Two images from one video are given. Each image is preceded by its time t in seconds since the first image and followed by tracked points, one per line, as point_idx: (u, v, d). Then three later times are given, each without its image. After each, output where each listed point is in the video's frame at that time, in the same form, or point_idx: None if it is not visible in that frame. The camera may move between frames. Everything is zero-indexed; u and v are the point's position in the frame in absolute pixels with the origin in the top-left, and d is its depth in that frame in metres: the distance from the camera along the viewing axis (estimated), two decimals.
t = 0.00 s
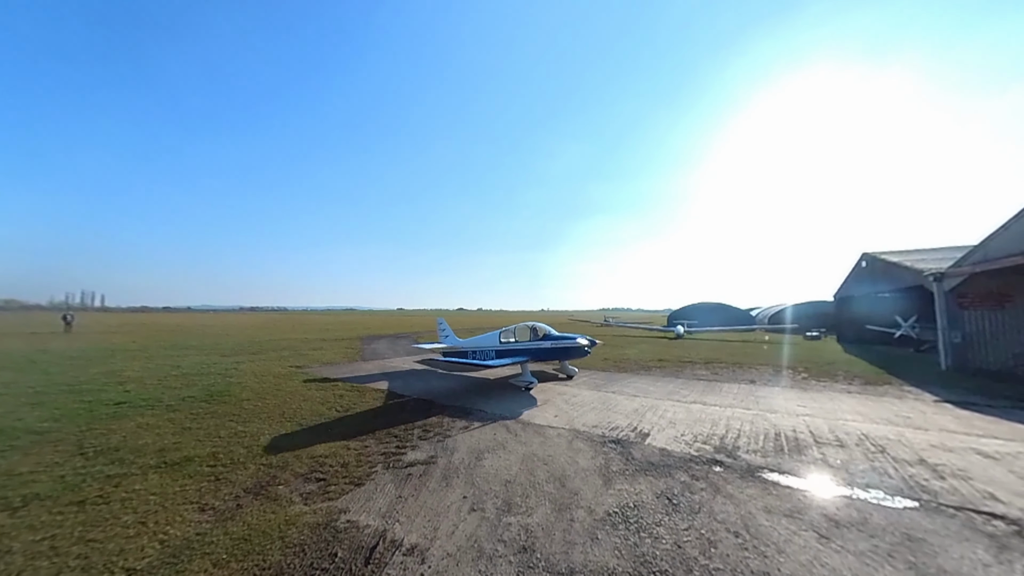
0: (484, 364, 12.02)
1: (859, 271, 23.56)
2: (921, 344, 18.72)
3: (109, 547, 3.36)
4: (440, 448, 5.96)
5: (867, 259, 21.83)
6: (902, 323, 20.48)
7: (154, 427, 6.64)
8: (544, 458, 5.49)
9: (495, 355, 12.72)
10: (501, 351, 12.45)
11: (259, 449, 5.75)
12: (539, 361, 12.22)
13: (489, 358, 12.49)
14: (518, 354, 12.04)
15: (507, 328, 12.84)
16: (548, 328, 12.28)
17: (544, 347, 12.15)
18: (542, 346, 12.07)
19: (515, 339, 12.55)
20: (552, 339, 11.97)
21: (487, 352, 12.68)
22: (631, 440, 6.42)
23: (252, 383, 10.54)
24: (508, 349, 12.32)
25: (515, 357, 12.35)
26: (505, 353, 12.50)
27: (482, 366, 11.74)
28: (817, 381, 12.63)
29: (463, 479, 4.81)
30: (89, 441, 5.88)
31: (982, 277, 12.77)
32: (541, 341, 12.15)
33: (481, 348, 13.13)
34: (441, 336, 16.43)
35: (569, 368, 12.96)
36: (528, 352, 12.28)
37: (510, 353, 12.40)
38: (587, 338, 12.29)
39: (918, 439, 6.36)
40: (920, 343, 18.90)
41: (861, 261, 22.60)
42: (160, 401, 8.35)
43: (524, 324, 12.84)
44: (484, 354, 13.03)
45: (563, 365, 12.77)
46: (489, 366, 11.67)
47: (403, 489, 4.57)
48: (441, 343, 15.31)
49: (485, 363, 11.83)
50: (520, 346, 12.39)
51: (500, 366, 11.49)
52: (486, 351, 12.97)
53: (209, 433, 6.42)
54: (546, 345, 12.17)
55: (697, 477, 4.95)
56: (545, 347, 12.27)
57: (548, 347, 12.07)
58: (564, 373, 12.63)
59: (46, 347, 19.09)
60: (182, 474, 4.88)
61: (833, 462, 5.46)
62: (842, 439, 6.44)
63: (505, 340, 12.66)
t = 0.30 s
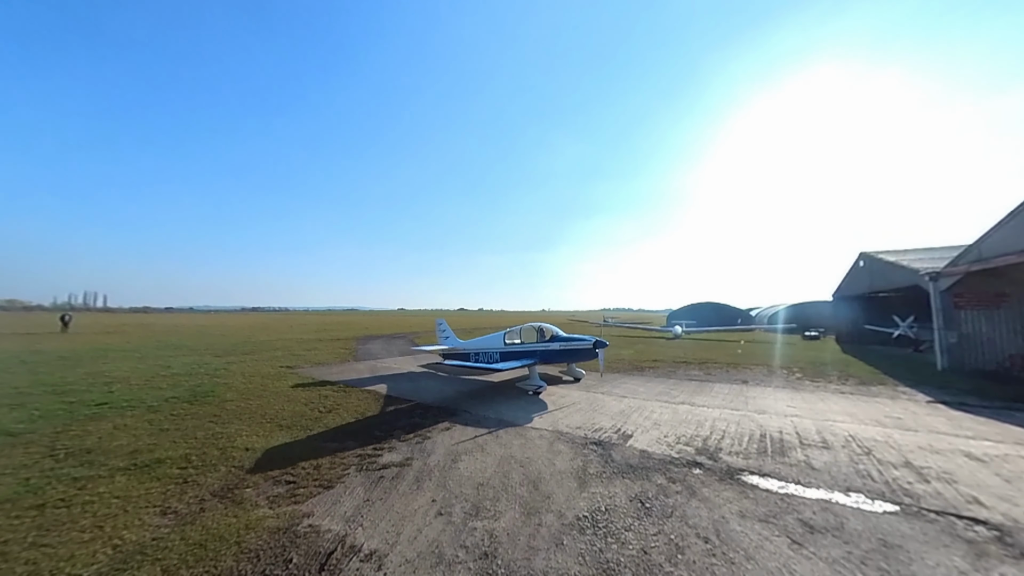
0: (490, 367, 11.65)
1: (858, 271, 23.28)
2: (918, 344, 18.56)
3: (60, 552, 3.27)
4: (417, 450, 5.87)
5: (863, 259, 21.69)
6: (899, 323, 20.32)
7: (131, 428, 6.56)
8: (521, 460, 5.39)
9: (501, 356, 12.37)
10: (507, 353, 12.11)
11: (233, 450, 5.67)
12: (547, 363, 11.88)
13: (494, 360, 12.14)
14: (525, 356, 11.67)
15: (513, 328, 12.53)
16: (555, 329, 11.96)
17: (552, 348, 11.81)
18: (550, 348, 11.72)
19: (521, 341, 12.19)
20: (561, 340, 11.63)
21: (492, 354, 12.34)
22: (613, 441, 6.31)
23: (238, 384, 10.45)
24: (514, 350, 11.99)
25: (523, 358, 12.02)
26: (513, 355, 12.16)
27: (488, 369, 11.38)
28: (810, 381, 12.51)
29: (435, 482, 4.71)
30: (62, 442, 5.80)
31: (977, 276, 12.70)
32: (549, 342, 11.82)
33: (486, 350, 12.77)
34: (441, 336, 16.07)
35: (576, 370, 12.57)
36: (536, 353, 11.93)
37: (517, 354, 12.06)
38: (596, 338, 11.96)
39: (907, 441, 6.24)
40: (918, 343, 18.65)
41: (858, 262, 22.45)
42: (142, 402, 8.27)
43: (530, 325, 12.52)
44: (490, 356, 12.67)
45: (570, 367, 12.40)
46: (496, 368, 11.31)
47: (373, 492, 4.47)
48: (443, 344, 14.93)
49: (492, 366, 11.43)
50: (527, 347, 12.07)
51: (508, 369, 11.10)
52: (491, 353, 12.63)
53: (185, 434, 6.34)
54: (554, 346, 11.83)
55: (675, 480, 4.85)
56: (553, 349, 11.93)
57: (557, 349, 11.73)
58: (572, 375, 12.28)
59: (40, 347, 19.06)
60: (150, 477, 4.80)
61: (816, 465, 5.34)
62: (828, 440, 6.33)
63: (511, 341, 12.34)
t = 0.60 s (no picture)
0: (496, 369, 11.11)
1: (854, 270, 23.07)
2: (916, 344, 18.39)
3: (6, 559, 3.18)
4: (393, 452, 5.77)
5: (861, 258, 21.51)
6: (897, 322, 20.14)
7: (107, 429, 6.48)
8: (496, 463, 5.28)
9: (506, 357, 11.87)
10: (512, 354, 11.62)
11: (206, 452, 5.58)
12: (555, 364, 11.37)
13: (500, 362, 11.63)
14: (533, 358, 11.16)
15: (519, 329, 12.05)
16: (563, 331, 11.51)
17: (560, 349, 11.35)
18: (559, 349, 11.26)
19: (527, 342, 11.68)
20: (571, 341, 11.20)
21: (497, 355, 11.82)
22: (594, 443, 6.19)
23: (224, 384, 10.38)
24: (520, 352, 11.50)
25: (530, 359, 11.52)
26: (520, 356, 11.64)
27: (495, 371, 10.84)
28: (804, 382, 12.38)
29: (405, 486, 4.61)
30: (34, 444, 5.72)
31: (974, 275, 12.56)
32: (558, 343, 11.36)
33: (490, 351, 12.25)
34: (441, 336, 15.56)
35: (584, 373, 12.06)
36: (544, 355, 11.46)
37: (523, 356, 11.58)
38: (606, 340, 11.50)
39: (893, 443, 6.11)
40: (915, 343, 18.43)
41: (855, 261, 22.29)
42: (123, 403, 8.20)
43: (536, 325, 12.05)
44: (494, 357, 12.15)
45: (578, 369, 11.86)
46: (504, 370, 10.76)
47: (340, 494, 4.38)
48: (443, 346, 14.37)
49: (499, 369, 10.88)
50: (533, 348, 11.61)
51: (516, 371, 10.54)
52: (496, 354, 12.12)
53: (161, 436, 6.25)
54: (563, 348, 11.34)
55: (652, 483, 4.72)
56: (561, 350, 11.45)
57: (566, 350, 11.28)
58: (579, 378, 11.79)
59: (33, 347, 19.01)
60: (116, 479, 4.72)
61: (798, 468, 5.22)
62: (814, 443, 6.21)
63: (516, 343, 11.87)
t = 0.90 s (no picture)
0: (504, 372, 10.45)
1: (853, 269, 22.77)
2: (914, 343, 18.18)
3: None
4: (369, 453, 5.69)
5: (858, 257, 21.31)
6: (895, 322, 19.92)
7: (84, 429, 6.41)
8: (471, 464, 5.19)
9: (512, 359, 11.21)
10: (519, 355, 10.97)
11: (179, 452, 5.50)
12: (566, 366, 10.71)
13: (507, 365, 11.00)
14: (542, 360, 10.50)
15: (525, 328, 11.39)
16: (573, 330, 10.83)
17: (571, 350, 10.69)
18: (570, 350, 10.60)
19: (535, 343, 11.03)
20: (582, 341, 10.55)
21: (504, 356, 11.15)
22: (575, 444, 6.09)
23: (210, 383, 10.32)
24: (528, 354, 10.85)
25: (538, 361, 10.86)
26: (527, 358, 10.97)
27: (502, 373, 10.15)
28: (797, 381, 12.26)
29: (375, 487, 4.52)
30: (6, 444, 5.65)
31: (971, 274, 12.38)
32: (568, 343, 10.70)
33: (495, 352, 11.59)
34: (442, 336, 15.16)
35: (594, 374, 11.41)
36: (553, 356, 10.79)
37: (531, 357, 10.94)
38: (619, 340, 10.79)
39: (880, 444, 5.99)
40: (913, 342, 18.19)
41: (852, 260, 22.10)
42: (105, 403, 8.13)
43: (543, 324, 11.37)
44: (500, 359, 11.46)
45: (587, 371, 11.22)
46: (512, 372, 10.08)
47: (307, 495, 4.30)
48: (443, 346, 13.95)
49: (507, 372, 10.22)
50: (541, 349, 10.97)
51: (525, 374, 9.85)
52: (502, 355, 11.44)
53: (137, 435, 6.18)
54: (573, 349, 10.66)
55: (627, 484, 4.62)
56: (571, 351, 10.76)
57: (577, 351, 10.62)
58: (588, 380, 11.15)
59: (27, 347, 18.99)
60: (83, 480, 4.64)
61: (779, 470, 5.12)
62: (799, 444, 6.09)
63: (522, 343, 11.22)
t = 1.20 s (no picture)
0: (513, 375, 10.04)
1: (851, 268, 22.60)
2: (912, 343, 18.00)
3: None
4: (347, 457, 5.61)
5: (856, 257, 21.15)
6: (894, 322, 19.72)
7: (63, 432, 6.37)
8: (448, 468, 5.12)
9: (521, 361, 10.75)
10: (528, 358, 10.57)
11: (154, 455, 5.44)
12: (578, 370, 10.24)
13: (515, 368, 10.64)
14: (552, 364, 10.08)
15: (534, 329, 10.91)
16: (585, 332, 10.32)
17: (583, 353, 10.19)
18: (583, 353, 10.09)
19: (544, 345, 10.58)
20: (595, 344, 10.04)
21: (512, 359, 10.75)
22: (556, 447, 5.99)
23: (198, 384, 10.31)
24: (537, 356, 10.45)
25: (549, 364, 10.37)
26: (537, 361, 10.49)
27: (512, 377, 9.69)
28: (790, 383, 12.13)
29: (347, 492, 4.45)
30: None
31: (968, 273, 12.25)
32: (581, 346, 10.19)
33: (502, 354, 11.14)
34: (445, 336, 14.88)
35: (606, 378, 10.91)
36: (564, 359, 10.30)
37: (540, 360, 10.47)
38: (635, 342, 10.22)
39: (867, 448, 5.87)
40: (911, 342, 18.02)
41: (850, 260, 21.94)
42: (90, 404, 8.11)
43: (552, 325, 10.88)
44: (508, 361, 11.00)
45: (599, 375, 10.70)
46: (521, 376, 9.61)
47: (276, 501, 4.23)
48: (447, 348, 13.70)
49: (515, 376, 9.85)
50: (551, 352, 10.50)
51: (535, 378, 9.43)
52: (510, 357, 10.99)
53: (115, 438, 6.13)
54: (586, 352, 10.17)
55: (603, 489, 4.53)
56: (584, 354, 10.26)
57: (590, 355, 10.12)
58: (599, 384, 10.66)
59: (25, 347, 19.10)
60: (52, 484, 4.57)
61: (761, 475, 5.04)
62: (785, 448, 5.98)
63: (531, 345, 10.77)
